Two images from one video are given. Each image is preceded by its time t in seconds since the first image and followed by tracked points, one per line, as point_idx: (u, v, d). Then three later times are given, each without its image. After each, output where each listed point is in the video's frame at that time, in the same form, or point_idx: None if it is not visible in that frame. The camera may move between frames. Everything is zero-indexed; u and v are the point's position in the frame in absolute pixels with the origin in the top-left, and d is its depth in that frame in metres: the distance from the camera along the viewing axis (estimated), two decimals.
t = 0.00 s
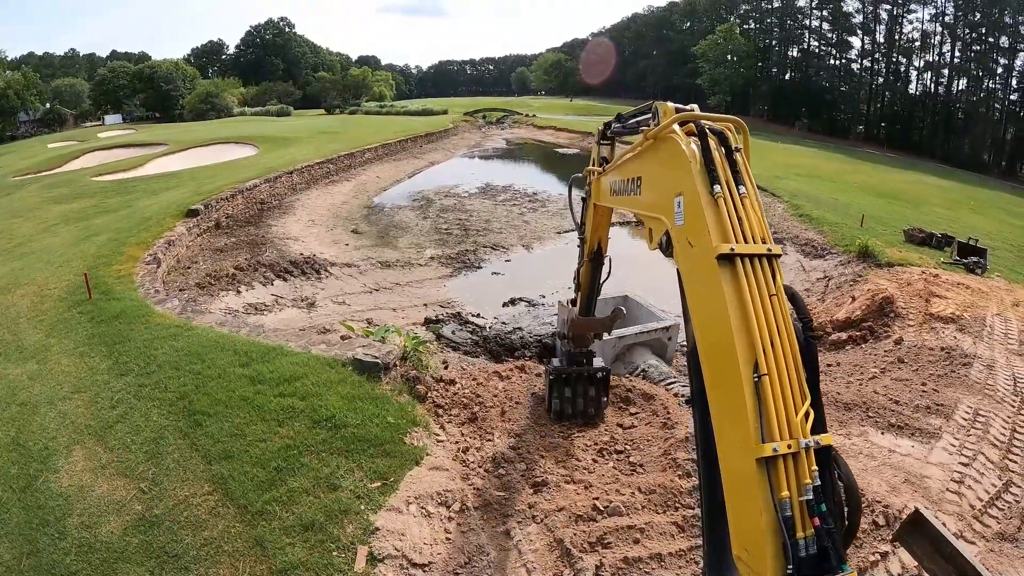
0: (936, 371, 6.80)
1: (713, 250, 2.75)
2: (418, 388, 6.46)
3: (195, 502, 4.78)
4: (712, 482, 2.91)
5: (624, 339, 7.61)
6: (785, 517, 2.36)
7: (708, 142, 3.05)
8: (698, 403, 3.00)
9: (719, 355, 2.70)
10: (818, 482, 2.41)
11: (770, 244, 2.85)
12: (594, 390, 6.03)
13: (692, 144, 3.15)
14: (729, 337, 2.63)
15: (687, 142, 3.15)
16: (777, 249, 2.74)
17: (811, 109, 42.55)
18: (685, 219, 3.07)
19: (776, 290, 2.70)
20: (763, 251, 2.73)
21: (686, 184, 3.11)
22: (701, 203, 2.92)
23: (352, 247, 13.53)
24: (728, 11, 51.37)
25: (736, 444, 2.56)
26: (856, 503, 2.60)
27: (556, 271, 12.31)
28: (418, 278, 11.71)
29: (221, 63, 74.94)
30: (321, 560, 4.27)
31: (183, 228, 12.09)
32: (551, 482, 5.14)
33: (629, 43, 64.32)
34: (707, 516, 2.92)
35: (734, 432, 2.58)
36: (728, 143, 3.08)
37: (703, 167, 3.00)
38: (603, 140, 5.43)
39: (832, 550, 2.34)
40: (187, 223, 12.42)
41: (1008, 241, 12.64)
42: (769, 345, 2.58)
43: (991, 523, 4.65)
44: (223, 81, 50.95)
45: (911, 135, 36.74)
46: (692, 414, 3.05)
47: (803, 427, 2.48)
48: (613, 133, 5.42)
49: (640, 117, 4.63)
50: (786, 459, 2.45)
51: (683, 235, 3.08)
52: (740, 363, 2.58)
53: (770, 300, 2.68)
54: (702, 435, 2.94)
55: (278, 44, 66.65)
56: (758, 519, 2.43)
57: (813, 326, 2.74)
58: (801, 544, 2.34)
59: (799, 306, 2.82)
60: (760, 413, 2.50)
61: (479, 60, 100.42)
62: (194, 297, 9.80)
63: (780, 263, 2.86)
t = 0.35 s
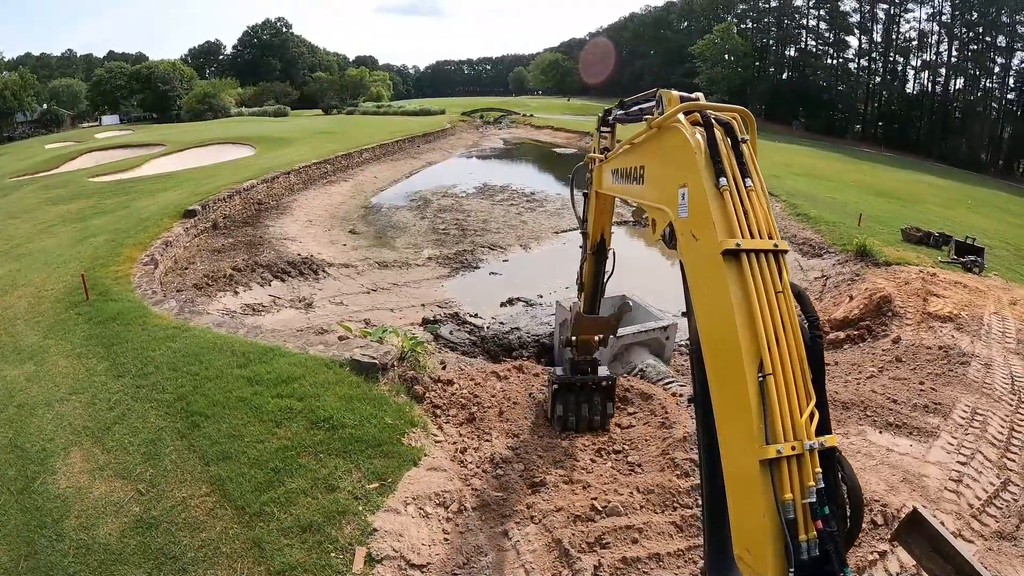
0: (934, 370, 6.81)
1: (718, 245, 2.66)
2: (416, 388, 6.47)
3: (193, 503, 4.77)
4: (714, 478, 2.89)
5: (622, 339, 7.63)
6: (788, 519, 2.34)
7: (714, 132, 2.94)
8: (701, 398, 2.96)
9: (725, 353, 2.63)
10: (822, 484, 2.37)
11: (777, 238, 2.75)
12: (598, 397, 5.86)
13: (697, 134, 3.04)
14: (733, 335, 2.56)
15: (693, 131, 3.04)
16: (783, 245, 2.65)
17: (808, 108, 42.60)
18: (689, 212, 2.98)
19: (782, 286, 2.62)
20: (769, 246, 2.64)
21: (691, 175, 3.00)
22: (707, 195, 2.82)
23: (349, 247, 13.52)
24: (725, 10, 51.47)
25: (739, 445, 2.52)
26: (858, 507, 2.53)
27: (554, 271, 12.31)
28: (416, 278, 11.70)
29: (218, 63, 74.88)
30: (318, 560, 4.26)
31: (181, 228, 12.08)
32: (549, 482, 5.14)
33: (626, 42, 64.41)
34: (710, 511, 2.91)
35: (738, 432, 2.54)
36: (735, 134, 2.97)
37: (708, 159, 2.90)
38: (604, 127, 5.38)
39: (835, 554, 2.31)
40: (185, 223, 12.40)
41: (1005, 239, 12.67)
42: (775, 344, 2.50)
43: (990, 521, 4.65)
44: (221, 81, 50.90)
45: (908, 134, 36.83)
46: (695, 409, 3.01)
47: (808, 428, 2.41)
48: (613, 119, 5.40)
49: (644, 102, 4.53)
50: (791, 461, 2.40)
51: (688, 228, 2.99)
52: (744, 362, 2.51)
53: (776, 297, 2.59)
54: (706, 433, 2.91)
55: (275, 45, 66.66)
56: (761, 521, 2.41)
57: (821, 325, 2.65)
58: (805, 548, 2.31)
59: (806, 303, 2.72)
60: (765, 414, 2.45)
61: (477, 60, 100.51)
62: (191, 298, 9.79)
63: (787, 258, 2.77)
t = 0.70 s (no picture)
0: (934, 367, 6.80)
1: (726, 239, 2.58)
2: (415, 387, 6.46)
3: (192, 504, 4.77)
4: (716, 473, 2.88)
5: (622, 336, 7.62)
6: (793, 522, 2.34)
7: (723, 118, 2.80)
8: (704, 392, 2.92)
9: (731, 351, 2.58)
10: (827, 487, 2.36)
11: (788, 231, 2.67)
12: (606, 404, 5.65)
13: (705, 119, 2.90)
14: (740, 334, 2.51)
15: (700, 117, 2.90)
16: (794, 239, 2.57)
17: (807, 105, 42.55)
18: (695, 201, 2.87)
19: (791, 282, 2.55)
20: (780, 240, 2.56)
21: (698, 163, 2.88)
22: (714, 185, 2.71)
23: (348, 245, 13.50)
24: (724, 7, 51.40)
25: (743, 445, 2.50)
26: (862, 506, 2.49)
27: (553, 269, 12.29)
28: (415, 276, 11.68)
29: (217, 62, 74.75)
30: (317, 560, 4.26)
31: (180, 228, 12.06)
32: (548, 481, 5.13)
33: (625, 40, 64.30)
34: (710, 505, 2.92)
35: (743, 433, 2.51)
36: (744, 119, 2.83)
37: (716, 146, 2.77)
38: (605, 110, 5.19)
39: (838, 557, 2.33)
40: (183, 223, 12.37)
41: (1004, 236, 12.66)
42: (783, 345, 2.45)
43: (990, 519, 4.65)
44: (219, 80, 50.80)
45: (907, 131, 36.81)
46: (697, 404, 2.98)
47: (815, 430, 2.40)
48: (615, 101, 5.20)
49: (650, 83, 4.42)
50: (796, 463, 2.39)
51: (693, 218, 2.89)
52: (752, 363, 2.47)
53: (784, 294, 2.53)
54: (709, 428, 2.88)
55: (273, 43, 66.55)
56: (764, 522, 2.41)
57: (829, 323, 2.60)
58: (808, 550, 2.33)
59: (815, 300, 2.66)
60: (771, 416, 2.42)
61: (475, 58, 100.35)
62: (190, 298, 9.78)
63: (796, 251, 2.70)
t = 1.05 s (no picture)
0: (933, 368, 6.81)
1: (733, 234, 2.55)
2: (414, 388, 6.45)
3: (191, 504, 4.76)
4: (718, 470, 2.88)
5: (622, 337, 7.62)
6: (795, 525, 2.33)
7: (731, 107, 2.74)
8: (708, 388, 2.90)
9: (737, 349, 2.56)
10: (831, 490, 2.36)
11: (796, 226, 2.63)
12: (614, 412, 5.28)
13: (713, 109, 2.85)
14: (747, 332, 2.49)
15: (707, 106, 2.84)
16: (802, 235, 2.53)
17: (806, 105, 42.58)
18: (701, 193, 2.83)
19: (799, 279, 2.52)
20: (788, 235, 2.53)
21: (704, 154, 2.83)
22: (721, 178, 2.67)
23: (348, 246, 13.51)
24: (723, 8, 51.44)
25: (748, 445, 2.49)
26: (866, 508, 2.48)
27: (552, 269, 12.28)
28: (415, 277, 11.69)
29: (216, 62, 74.79)
30: (317, 560, 4.26)
31: (179, 228, 12.06)
32: (547, 481, 5.12)
33: (624, 40, 64.35)
34: (712, 502, 2.92)
35: (747, 434, 2.51)
36: (752, 109, 2.78)
37: (724, 137, 2.72)
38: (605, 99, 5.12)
39: (841, 561, 2.32)
40: (183, 223, 12.37)
41: (1003, 236, 12.66)
42: (790, 344, 2.44)
43: (989, 519, 4.65)
44: (219, 80, 50.80)
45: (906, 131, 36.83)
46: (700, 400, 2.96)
47: (820, 432, 2.39)
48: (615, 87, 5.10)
49: (656, 71, 4.40)
50: (800, 466, 2.39)
51: (699, 210, 2.85)
52: (757, 363, 2.45)
53: (792, 291, 2.50)
54: (713, 425, 2.87)
55: (273, 44, 66.56)
56: (767, 524, 2.41)
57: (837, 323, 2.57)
58: (810, 554, 2.33)
59: (824, 299, 2.63)
60: (776, 418, 2.41)
61: (475, 59, 100.42)
62: (190, 298, 9.78)
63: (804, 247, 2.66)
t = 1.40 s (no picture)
0: (932, 368, 6.81)
1: (739, 231, 2.53)
2: (413, 388, 6.45)
3: (191, 504, 4.76)
4: (720, 468, 2.88)
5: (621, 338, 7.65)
6: (798, 528, 2.35)
7: (738, 100, 2.71)
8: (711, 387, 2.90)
9: (742, 348, 2.55)
10: (834, 494, 2.37)
11: (802, 224, 2.62)
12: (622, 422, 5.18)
13: (719, 101, 2.81)
14: (752, 330, 2.48)
15: (713, 97, 2.81)
16: (810, 233, 2.52)
17: (805, 106, 42.61)
18: (707, 187, 2.80)
19: (805, 278, 2.52)
20: (795, 233, 2.52)
21: (709, 147, 2.80)
22: (727, 173, 2.64)
23: (347, 246, 13.51)
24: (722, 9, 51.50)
25: (751, 445, 2.50)
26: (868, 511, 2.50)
27: (551, 270, 12.28)
28: (414, 277, 11.69)
29: (215, 63, 74.83)
30: (316, 561, 4.26)
31: (178, 228, 12.05)
32: (547, 482, 5.12)
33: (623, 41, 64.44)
34: (712, 500, 2.93)
35: (750, 434, 2.51)
36: (760, 102, 2.75)
37: (731, 130, 2.69)
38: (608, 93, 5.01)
39: (843, 565, 2.34)
40: (182, 223, 12.36)
41: (1001, 237, 12.68)
42: (795, 344, 2.44)
43: (988, 519, 4.65)
44: (218, 81, 50.79)
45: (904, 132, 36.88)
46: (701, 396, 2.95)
47: (825, 435, 2.40)
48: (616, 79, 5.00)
49: (660, 62, 4.23)
50: (805, 469, 2.40)
51: (703, 204, 2.82)
52: (762, 362, 2.45)
53: (799, 290, 2.49)
54: (715, 423, 2.87)
55: (271, 44, 66.60)
56: (769, 526, 2.42)
57: (843, 323, 2.58)
58: (812, 557, 2.35)
59: (829, 298, 2.62)
60: (781, 419, 2.41)
61: (473, 59, 100.48)
62: (189, 299, 9.78)
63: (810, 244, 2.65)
